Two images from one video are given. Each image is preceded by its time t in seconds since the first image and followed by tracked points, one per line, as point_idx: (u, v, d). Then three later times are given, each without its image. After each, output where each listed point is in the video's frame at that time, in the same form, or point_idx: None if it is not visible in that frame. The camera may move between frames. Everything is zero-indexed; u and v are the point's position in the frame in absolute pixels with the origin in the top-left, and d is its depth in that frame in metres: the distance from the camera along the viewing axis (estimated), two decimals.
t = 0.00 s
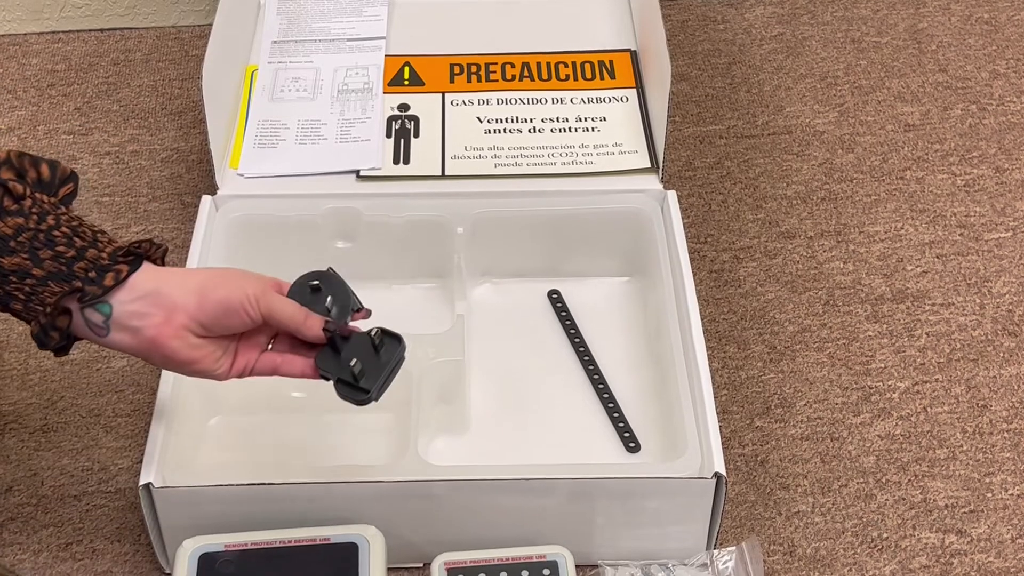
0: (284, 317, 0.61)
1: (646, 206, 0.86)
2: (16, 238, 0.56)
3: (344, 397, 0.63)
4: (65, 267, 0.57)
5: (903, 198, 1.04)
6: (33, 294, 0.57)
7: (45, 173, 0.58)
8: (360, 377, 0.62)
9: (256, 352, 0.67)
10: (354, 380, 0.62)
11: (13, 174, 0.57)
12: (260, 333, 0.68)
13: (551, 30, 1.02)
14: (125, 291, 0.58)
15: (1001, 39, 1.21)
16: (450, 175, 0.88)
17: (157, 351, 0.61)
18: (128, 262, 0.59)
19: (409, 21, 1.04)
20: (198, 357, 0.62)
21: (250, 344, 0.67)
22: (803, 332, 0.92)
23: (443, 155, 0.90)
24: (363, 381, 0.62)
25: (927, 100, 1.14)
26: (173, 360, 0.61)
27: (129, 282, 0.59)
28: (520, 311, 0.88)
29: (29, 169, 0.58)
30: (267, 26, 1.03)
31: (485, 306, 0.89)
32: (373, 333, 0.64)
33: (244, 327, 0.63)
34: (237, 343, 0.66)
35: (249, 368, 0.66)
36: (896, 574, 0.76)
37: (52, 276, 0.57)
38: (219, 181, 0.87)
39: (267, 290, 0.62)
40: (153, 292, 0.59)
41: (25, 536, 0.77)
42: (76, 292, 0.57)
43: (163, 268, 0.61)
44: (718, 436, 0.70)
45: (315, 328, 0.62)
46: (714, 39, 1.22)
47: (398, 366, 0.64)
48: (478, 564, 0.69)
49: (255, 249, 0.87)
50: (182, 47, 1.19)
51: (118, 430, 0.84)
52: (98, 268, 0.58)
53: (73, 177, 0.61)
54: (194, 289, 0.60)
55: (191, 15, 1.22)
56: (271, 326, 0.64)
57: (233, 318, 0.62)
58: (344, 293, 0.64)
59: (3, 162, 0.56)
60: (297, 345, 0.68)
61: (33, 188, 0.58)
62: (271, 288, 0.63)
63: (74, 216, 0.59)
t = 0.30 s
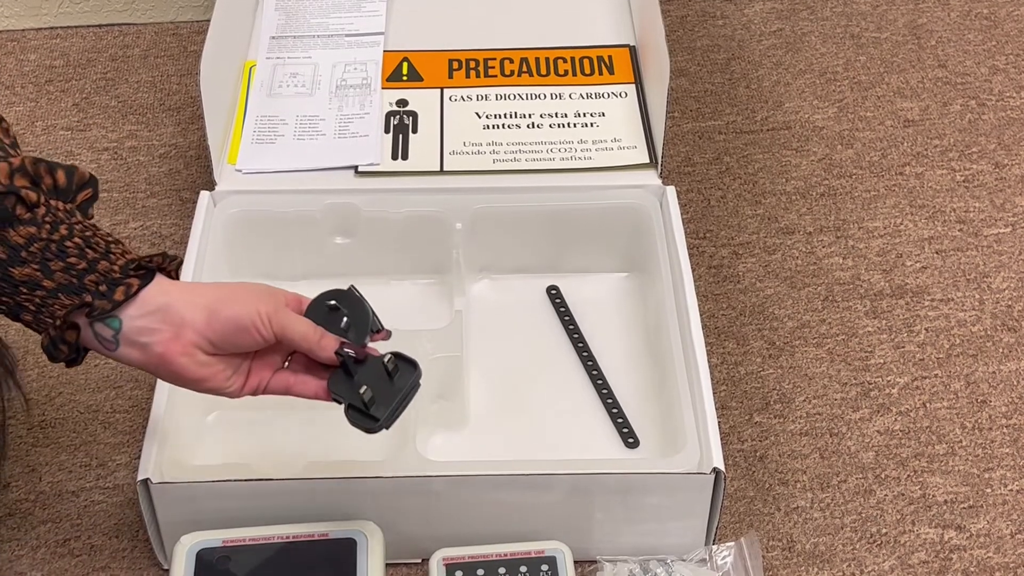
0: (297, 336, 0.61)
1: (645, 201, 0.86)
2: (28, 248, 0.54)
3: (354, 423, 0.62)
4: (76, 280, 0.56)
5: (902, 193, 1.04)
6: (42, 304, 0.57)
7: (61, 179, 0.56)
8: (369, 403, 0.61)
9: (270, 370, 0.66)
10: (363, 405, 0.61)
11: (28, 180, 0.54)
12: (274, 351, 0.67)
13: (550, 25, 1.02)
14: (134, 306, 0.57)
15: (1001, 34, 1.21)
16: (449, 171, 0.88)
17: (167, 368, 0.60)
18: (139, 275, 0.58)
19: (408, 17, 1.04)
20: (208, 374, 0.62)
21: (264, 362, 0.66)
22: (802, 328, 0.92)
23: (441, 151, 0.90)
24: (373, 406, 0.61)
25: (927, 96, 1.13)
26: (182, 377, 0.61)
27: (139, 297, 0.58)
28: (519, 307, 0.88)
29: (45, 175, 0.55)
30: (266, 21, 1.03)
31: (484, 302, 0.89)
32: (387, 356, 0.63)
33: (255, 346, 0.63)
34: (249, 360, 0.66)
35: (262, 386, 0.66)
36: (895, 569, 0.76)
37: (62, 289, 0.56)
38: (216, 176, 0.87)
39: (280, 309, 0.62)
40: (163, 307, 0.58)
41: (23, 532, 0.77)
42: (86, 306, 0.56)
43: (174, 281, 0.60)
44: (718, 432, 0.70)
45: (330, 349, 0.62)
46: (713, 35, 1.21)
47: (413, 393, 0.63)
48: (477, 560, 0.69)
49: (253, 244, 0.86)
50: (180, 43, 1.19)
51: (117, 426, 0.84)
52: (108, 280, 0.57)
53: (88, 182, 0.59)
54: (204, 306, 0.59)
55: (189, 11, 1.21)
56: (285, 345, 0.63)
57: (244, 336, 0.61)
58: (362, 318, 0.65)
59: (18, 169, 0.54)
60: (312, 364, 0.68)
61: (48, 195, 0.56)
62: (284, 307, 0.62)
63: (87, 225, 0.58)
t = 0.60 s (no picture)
0: (277, 371, 0.58)
1: (644, 194, 0.86)
2: (12, 256, 0.52)
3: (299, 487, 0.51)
4: (61, 289, 0.54)
5: (902, 187, 1.04)
6: (26, 313, 0.55)
7: (51, 183, 0.54)
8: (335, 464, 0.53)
9: (249, 397, 0.65)
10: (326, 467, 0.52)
11: (15, 186, 0.52)
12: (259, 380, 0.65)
13: (549, 18, 1.02)
14: (118, 318, 0.58)
15: (1000, 27, 1.20)
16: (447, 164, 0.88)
17: (144, 379, 0.61)
18: (124, 286, 0.57)
19: (407, 10, 1.04)
20: (183, 391, 0.62)
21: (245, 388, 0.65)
22: (801, 322, 0.92)
23: (439, 144, 0.90)
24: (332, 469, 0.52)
25: (927, 89, 1.13)
26: (158, 391, 0.62)
27: (123, 309, 0.58)
28: (518, 301, 0.88)
29: (33, 179, 0.54)
30: (264, 15, 1.03)
31: (483, 296, 0.88)
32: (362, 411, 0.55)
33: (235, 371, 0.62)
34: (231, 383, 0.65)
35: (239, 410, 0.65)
36: (894, 563, 0.75)
37: (46, 298, 0.54)
38: (214, 169, 0.87)
39: (266, 339, 0.59)
40: (147, 320, 0.58)
41: (20, 526, 0.77)
42: (69, 317, 0.55)
43: (163, 294, 0.60)
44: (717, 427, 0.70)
45: (306, 389, 0.57)
46: (712, 28, 1.21)
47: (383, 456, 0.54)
48: (474, 553, 0.70)
49: (251, 237, 0.86)
50: (179, 37, 1.19)
51: (114, 420, 0.84)
52: (93, 290, 0.55)
53: (82, 183, 0.57)
54: (189, 325, 0.59)
55: (187, 4, 1.21)
56: (266, 375, 0.61)
57: (223, 360, 0.60)
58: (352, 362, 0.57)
59: (5, 174, 0.51)
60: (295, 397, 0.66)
61: (36, 199, 0.54)
62: (273, 338, 0.60)
63: (75, 230, 0.55)
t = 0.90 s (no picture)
0: (261, 348, 0.58)
1: (644, 187, 0.86)
2: None
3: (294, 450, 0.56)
4: (40, 270, 0.54)
5: (903, 180, 1.03)
6: (6, 296, 0.54)
7: (28, 161, 0.57)
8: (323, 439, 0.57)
9: (231, 380, 0.64)
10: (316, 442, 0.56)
11: None
12: (242, 362, 0.65)
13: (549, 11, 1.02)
14: (98, 297, 0.57)
15: (1001, 21, 1.20)
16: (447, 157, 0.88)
17: (122, 358, 0.61)
18: (104, 265, 0.57)
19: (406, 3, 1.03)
20: (164, 370, 0.62)
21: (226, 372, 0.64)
22: (802, 315, 0.92)
23: (439, 137, 0.89)
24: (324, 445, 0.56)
25: (927, 82, 1.13)
26: (137, 369, 0.61)
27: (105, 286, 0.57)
28: (518, 294, 0.88)
29: (10, 158, 0.56)
30: (263, 7, 1.02)
31: (483, 289, 0.88)
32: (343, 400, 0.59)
33: (216, 352, 0.62)
34: (213, 364, 0.64)
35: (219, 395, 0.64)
36: (895, 556, 0.75)
37: (25, 280, 0.54)
38: (213, 161, 0.87)
39: (249, 318, 0.59)
40: (127, 299, 0.58)
41: (20, 519, 0.77)
42: (48, 297, 0.54)
43: (144, 273, 0.59)
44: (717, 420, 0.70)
45: (294, 362, 0.57)
46: (713, 22, 1.21)
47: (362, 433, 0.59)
48: (474, 546, 0.69)
49: (250, 230, 0.86)
50: (178, 30, 1.19)
51: (114, 413, 0.84)
52: (72, 271, 0.55)
53: (62, 162, 0.60)
54: (170, 303, 0.59)
55: None
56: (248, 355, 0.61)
57: (205, 340, 0.60)
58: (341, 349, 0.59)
59: None
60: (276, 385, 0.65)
61: (15, 177, 0.56)
62: (256, 316, 0.60)
63: (53, 210, 0.57)
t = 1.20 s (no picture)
0: (191, 362, 0.59)
1: (645, 179, 0.86)
2: None
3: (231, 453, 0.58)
4: None
5: (904, 172, 1.03)
6: None
7: None
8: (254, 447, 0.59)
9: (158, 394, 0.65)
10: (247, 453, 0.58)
11: None
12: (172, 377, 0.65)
13: (549, 3, 1.01)
14: (31, 297, 0.58)
15: (1003, 13, 1.20)
16: (447, 149, 0.87)
17: (49, 360, 0.61)
18: (40, 265, 0.58)
19: None
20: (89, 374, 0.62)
21: (153, 385, 0.64)
22: (803, 308, 0.91)
23: (439, 129, 0.89)
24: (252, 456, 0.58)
25: (929, 75, 1.13)
26: (63, 373, 0.61)
27: (37, 286, 0.58)
28: (518, 286, 0.88)
29: None
30: None
31: (483, 281, 0.88)
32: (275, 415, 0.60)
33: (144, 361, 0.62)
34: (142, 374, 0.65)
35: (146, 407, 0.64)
36: (896, 549, 0.75)
37: None
38: (213, 153, 0.86)
39: (182, 331, 0.60)
40: (60, 300, 0.59)
41: (18, 511, 0.77)
42: None
43: (79, 277, 0.60)
44: (717, 411, 0.70)
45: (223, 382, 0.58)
46: (714, 14, 1.21)
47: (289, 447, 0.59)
48: (474, 539, 0.68)
49: (249, 222, 0.86)
50: (177, 22, 1.18)
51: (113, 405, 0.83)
52: (7, 269, 0.56)
53: (8, 166, 0.58)
54: (103, 308, 0.60)
55: None
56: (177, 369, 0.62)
57: (134, 348, 0.61)
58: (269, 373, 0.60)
59: None
60: (202, 405, 0.65)
61: None
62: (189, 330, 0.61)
63: None
